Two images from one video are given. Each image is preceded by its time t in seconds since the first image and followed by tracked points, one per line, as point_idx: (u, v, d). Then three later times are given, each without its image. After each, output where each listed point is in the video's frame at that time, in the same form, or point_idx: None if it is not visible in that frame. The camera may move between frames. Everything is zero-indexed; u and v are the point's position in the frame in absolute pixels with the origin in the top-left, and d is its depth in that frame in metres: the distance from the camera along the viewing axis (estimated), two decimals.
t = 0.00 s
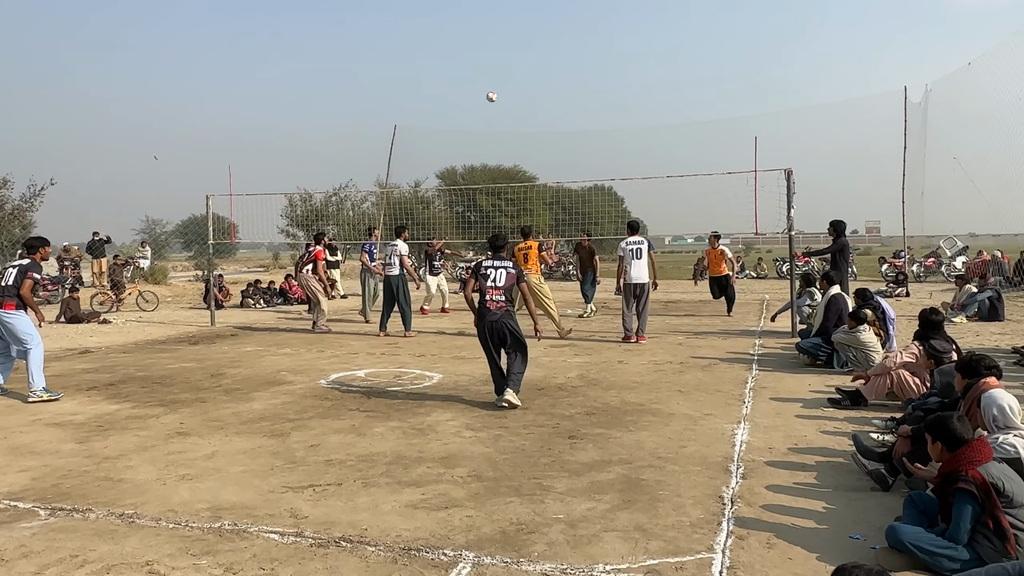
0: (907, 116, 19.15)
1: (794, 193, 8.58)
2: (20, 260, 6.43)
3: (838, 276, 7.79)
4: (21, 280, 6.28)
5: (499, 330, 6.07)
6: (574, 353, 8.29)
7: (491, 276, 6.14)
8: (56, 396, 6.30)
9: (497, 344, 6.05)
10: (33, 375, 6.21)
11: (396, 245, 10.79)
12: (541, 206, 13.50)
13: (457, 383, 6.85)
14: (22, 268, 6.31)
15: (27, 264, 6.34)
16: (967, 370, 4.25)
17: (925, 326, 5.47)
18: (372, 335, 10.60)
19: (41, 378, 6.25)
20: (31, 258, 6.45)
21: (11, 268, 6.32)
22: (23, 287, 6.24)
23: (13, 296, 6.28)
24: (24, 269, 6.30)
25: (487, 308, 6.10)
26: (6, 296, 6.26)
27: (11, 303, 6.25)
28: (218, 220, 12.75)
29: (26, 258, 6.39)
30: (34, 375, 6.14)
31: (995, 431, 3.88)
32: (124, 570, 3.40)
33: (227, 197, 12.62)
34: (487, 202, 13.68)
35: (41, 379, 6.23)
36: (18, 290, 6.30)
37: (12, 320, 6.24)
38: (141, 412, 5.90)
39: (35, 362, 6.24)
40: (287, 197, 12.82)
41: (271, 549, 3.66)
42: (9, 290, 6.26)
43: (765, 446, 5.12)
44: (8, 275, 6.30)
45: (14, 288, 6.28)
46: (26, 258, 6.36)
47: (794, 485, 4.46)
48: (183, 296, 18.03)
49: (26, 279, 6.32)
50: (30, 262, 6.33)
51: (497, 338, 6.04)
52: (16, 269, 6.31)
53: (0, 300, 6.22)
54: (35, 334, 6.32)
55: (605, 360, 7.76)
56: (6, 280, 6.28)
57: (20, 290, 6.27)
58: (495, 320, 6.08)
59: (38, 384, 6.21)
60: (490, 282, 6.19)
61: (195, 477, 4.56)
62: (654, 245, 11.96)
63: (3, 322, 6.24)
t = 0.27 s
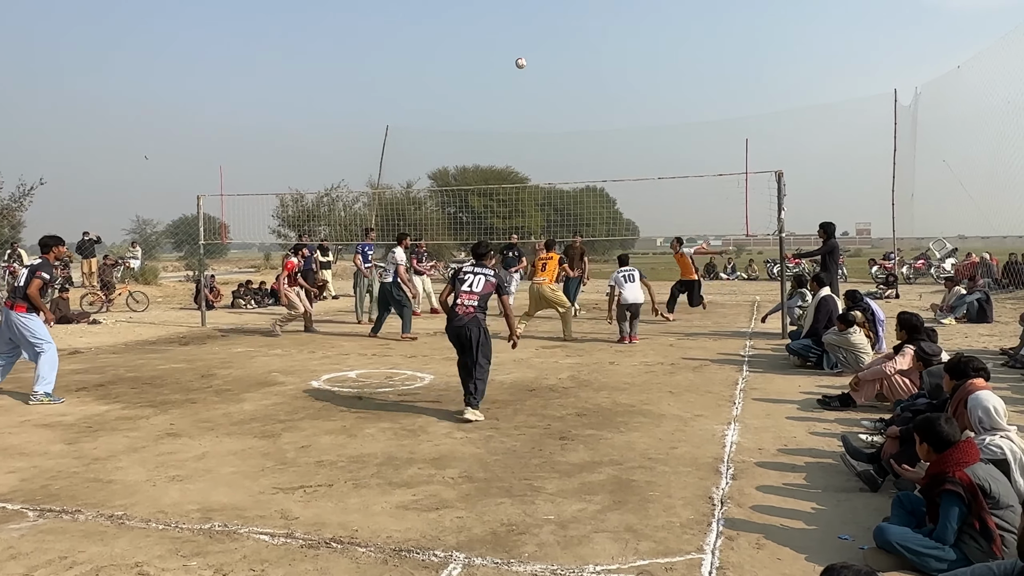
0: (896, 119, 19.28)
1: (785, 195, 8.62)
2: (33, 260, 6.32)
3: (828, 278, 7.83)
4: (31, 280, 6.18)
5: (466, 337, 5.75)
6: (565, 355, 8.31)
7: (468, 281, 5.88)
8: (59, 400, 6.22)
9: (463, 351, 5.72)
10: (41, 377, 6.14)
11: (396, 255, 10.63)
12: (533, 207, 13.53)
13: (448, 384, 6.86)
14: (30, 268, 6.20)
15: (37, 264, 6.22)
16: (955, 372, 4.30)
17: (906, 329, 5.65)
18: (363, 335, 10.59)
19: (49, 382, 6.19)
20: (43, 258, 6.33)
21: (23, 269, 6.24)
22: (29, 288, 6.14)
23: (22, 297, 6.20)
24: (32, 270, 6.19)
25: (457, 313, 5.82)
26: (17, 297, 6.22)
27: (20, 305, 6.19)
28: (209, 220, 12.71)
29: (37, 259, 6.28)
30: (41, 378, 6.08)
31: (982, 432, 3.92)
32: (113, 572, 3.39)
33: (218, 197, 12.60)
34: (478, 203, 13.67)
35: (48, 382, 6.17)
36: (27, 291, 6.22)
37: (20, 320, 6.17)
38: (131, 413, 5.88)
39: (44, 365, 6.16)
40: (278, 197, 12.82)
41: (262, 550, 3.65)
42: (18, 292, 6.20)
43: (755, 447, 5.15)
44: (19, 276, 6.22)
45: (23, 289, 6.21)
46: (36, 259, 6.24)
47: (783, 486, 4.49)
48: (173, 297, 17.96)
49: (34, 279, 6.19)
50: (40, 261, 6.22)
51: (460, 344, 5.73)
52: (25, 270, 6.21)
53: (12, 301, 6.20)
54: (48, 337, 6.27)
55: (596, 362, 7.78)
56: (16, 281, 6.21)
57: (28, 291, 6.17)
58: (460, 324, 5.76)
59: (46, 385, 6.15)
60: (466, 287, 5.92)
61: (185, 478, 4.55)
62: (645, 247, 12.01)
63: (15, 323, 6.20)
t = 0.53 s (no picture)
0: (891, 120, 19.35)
1: (780, 197, 8.65)
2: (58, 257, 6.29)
3: (823, 280, 7.86)
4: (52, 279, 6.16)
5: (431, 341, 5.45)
6: (560, 355, 8.31)
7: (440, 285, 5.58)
8: (72, 397, 6.18)
9: (426, 357, 5.43)
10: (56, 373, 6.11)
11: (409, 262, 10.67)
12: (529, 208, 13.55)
13: (444, 384, 6.86)
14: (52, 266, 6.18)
15: (59, 262, 6.19)
16: (948, 372, 4.32)
17: (894, 330, 5.73)
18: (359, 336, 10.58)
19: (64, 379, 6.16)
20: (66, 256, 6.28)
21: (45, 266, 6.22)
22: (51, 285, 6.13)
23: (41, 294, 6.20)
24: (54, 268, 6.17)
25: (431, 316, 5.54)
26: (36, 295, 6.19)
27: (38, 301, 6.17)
28: (205, 220, 12.69)
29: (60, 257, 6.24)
30: (56, 372, 6.06)
31: (975, 433, 3.93)
32: (108, 572, 3.38)
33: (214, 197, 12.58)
34: (474, 204, 13.66)
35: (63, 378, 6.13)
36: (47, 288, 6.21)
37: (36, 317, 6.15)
38: (125, 413, 5.86)
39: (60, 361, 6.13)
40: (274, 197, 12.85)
41: (257, 550, 3.65)
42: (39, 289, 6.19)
43: (751, 447, 5.17)
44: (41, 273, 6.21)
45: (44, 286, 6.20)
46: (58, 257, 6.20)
47: (778, 486, 4.50)
48: (167, 297, 17.92)
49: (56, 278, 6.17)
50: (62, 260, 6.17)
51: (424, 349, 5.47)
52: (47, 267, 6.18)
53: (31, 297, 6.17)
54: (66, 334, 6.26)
55: (592, 362, 7.79)
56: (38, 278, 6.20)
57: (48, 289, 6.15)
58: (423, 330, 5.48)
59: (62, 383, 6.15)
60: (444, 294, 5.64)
61: (181, 478, 4.54)
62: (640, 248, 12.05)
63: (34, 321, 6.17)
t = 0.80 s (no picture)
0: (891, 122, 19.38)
1: (780, 199, 8.64)
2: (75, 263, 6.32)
3: (823, 281, 7.86)
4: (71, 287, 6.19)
5: (412, 360, 5.28)
6: (560, 356, 8.30)
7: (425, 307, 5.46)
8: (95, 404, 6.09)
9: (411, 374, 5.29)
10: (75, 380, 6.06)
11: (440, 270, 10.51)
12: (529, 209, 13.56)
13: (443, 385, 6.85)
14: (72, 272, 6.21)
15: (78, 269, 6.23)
16: (948, 375, 4.32)
17: (892, 333, 5.72)
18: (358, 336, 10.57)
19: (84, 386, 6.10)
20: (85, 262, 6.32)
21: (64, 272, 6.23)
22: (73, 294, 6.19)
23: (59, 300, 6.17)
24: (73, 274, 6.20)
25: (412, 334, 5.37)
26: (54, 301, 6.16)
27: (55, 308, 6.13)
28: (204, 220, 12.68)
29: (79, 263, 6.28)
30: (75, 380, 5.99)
31: (976, 436, 3.93)
32: (107, 572, 3.37)
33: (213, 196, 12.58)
34: (473, 205, 13.66)
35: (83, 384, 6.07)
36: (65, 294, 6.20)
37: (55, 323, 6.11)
38: (124, 413, 5.85)
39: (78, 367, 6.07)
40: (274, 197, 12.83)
41: (257, 550, 3.64)
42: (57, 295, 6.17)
43: (750, 449, 5.16)
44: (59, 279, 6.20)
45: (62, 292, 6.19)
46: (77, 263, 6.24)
47: (778, 488, 4.50)
48: (166, 296, 17.90)
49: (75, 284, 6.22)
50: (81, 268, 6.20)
51: (406, 369, 5.31)
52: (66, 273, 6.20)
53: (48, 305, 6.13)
54: (82, 340, 6.21)
55: (591, 363, 7.79)
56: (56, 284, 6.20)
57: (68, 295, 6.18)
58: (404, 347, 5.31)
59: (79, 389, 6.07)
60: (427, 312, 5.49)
61: (180, 478, 4.53)
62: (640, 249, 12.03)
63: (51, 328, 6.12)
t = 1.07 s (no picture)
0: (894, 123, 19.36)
1: (782, 199, 8.63)
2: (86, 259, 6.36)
3: (826, 283, 7.85)
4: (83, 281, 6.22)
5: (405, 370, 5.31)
6: (561, 357, 8.29)
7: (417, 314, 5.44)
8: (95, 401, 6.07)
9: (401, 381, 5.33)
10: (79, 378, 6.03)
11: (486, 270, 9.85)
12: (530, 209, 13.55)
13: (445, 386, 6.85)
14: (84, 268, 6.25)
15: (91, 264, 6.27)
16: (951, 377, 4.31)
17: (896, 334, 5.71)
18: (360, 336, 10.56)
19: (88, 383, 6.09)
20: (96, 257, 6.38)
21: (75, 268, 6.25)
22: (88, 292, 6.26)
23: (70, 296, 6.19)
24: (86, 270, 6.23)
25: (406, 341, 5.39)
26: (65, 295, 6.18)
27: (66, 303, 6.14)
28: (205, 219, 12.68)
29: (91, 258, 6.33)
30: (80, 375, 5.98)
31: (978, 436, 3.92)
32: (109, 572, 3.36)
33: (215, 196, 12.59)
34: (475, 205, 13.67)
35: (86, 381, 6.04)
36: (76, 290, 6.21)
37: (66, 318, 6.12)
38: (126, 412, 5.85)
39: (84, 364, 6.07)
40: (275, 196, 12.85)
41: (258, 551, 3.64)
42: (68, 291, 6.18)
43: (753, 450, 5.16)
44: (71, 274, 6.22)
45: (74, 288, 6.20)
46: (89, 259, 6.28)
47: (781, 490, 4.49)
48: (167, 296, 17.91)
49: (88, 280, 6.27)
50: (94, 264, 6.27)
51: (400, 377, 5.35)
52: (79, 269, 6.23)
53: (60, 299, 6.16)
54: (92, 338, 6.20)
55: (593, 364, 7.78)
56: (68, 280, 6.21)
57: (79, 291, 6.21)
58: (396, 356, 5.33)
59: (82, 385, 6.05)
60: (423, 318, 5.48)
61: (181, 478, 4.52)
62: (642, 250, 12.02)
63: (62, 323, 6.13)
